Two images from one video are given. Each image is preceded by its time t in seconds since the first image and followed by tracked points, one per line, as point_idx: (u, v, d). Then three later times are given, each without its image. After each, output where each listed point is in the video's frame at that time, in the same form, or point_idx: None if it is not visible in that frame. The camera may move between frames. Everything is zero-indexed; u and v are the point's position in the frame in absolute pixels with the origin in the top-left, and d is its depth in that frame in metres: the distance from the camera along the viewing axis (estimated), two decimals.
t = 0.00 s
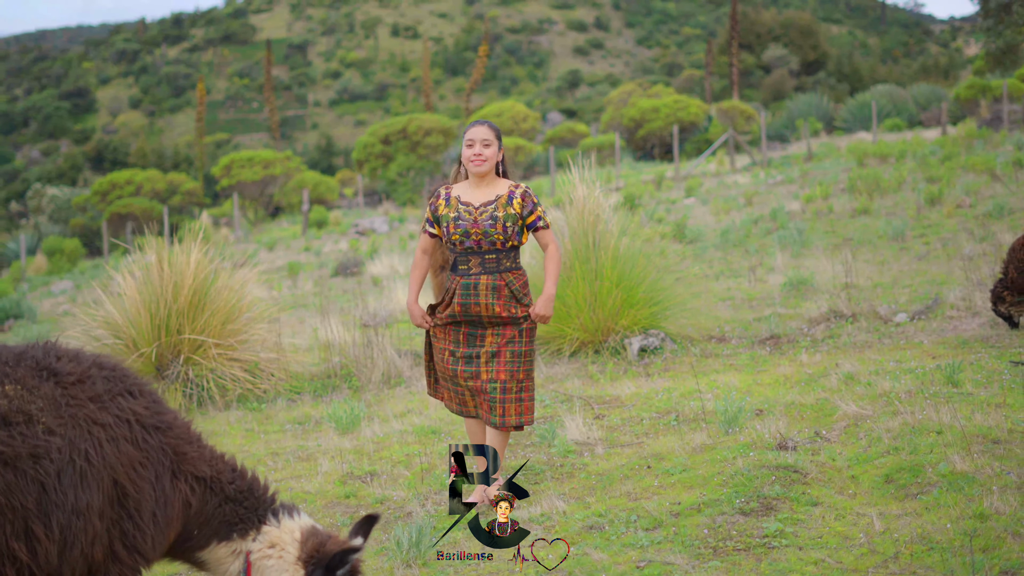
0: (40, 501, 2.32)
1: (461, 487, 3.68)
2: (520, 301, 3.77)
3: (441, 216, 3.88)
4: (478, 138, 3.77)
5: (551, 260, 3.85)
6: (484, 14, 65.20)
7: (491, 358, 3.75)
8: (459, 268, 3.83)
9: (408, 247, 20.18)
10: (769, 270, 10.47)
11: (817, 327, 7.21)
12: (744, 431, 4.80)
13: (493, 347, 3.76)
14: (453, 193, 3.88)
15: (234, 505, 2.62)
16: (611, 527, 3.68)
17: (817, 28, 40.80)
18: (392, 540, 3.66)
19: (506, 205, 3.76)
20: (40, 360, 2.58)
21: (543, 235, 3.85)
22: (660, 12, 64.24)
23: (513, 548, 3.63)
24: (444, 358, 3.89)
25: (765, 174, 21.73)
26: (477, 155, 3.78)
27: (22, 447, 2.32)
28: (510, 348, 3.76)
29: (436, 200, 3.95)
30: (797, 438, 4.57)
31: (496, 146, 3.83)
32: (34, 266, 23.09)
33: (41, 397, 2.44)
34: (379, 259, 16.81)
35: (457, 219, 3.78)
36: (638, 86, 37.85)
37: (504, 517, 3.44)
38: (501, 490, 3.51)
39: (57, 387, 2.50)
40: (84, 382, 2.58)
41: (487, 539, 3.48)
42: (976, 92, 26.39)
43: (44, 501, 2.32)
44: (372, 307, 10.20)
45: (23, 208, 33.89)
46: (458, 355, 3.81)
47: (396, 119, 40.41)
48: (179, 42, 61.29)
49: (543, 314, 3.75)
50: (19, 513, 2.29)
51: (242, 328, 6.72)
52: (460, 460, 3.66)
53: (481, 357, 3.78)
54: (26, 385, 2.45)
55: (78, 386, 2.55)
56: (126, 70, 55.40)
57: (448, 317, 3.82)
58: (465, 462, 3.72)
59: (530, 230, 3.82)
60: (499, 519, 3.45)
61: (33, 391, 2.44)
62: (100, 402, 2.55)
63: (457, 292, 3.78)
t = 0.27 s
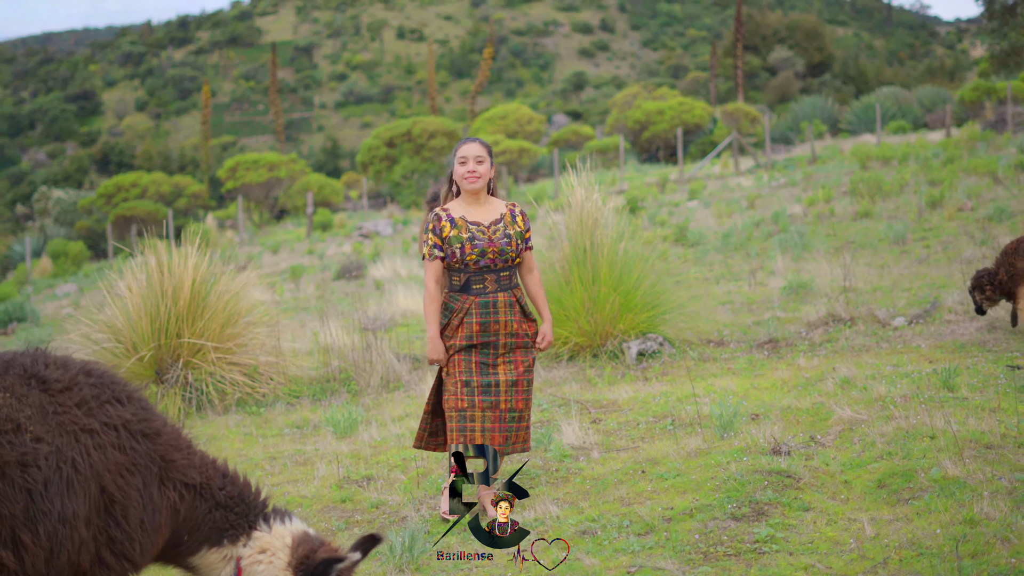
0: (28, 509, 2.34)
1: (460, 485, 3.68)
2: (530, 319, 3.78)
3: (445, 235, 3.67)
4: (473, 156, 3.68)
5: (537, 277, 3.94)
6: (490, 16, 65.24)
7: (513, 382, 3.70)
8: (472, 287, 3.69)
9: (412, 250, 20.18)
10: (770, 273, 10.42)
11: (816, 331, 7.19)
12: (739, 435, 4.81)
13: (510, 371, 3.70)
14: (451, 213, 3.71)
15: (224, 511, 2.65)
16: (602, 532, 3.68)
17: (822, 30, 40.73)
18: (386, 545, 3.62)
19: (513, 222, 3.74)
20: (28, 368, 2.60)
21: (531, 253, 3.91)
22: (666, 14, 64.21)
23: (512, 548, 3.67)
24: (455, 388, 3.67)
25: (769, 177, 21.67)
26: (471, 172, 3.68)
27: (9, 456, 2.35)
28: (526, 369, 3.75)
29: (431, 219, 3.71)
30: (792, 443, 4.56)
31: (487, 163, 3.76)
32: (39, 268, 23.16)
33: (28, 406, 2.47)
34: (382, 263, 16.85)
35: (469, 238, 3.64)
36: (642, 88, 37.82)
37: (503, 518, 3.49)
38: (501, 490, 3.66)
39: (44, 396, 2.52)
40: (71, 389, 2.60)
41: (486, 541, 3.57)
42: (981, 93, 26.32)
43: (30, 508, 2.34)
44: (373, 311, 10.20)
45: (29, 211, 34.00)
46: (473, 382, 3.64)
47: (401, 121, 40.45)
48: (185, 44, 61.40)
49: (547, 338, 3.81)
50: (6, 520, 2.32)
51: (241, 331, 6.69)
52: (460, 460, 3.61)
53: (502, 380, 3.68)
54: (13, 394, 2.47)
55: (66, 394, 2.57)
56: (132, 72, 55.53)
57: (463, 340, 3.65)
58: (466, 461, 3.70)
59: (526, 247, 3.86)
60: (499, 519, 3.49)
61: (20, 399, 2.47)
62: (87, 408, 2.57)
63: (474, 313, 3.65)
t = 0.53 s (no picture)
0: (19, 517, 2.37)
1: (460, 486, 3.76)
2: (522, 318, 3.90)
3: (462, 227, 3.60)
4: (471, 154, 3.60)
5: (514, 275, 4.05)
6: (497, 17, 65.26)
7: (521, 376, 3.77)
8: (488, 282, 3.67)
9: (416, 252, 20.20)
10: (772, 277, 10.38)
11: (815, 336, 7.17)
12: (735, 441, 4.82)
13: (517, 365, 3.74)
14: (462, 206, 3.64)
15: (216, 519, 2.67)
16: (596, 539, 3.68)
17: (830, 31, 40.61)
18: (380, 552, 3.60)
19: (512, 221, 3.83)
20: (21, 378, 2.65)
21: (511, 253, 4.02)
22: (673, 15, 64.13)
23: (514, 545, 3.73)
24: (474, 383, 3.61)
25: (773, 179, 21.60)
26: (470, 171, 3.60)
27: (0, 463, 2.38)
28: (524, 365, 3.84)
29: (443, 211, 3.59)
30: (787, 448, 4.58)
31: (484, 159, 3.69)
32: (45, 270, 23.26)
33: (19, 413, 2.50)
34: (386, 266, 16.88)
35: (488, 231, 3.63)
36: (648, 90, 37.80)
37: (504, 517, 3.59)
38: (501, 491, 3.68)
39: (37, 404, 2.56)
40: (63, 398, 2.64)
41: (484, 543, 3.69)
42: (987, 95, 26.22)
43: (22, 516, 2.37)
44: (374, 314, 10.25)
45: (37, 212, 34.18)
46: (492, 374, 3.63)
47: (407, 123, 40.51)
48: (192, 46, 61.61)
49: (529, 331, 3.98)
50: None
51: (243, 335, 6.69)
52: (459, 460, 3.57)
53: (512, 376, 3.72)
54: (5, 403, 2.51)
55: (59, 402, 2.61)
56: (140, 74, 55.76)
57: (483, 334, 3.60)
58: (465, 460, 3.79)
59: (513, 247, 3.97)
60: (499, 520, 3.59)
61: (12, 408, 2.50)
62: (79, 416, 2.61)
63: (490, 307, 3.64)
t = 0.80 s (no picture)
0: (13, 524, 2.41)
1: (462, 486, 3.61)
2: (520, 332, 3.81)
3: (450, 247, 3.57)
4: (468, 173, 3.57)
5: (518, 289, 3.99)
6: (505, 19, 65.32)
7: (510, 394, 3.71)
8: (476, 301, 3.62)
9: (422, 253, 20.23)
10: (775, 279, 10.35)
11: (816, 339, 7.16)
12: (734, 445, 4.82)
13: (509, 385, 3.67)
14: (452, 225, 3.61)
15: (212, 527, 2.69)
16: (592, 545, 3.69)
17: (837, 32, 40.47)
18: (378, 559, 3.59)
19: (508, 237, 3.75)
20: (17, 387, 2.69)
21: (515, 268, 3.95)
22: (681, 16, 64.04)
23: (514, 548, 3.77)
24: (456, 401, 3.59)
25: (779, 180, 21.50)
26: (465, 191, 3.58)
27: None
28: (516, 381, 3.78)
29: (431, 230, 3.56)
30: (785, 454, 4.58)
31: (481, 178, 3.65)
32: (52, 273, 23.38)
33: (15, 423, 2.54)
34: (391, 268, 16.93)
35: (477, 251, 3.58)
36: (655, 91, 37.76)
37: (504, 516, 3.53)
38: (501, 491, 3.58)
39: (32, 414, 2.60)
40: (58, 407, 2.68)
41: (485, 542, 3.69)
42: (995, 96, 26.09)
43: (13, 523, 2.40)
44: (378, 317, 10.28)
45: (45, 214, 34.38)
46: (481, 391, 3.56)
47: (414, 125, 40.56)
48: (200, 48, 61.88)
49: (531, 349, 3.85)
50: None
51: (245, 340, 6.72)
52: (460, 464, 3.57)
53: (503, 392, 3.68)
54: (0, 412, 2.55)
55: (53, 411, 2.65)
56: (148, 76, 56.05)
57: (469, 354, 3.58)
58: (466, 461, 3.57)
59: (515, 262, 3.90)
60: (500, 519, 3.53)
61: (8, 416, 2.55)
62: (74, 425, 2.66)
63: (478, 327, 3.59)
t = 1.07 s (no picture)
0: (6, 527, 2.44)
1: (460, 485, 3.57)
2: (503, 337, 3.57)
3: (421, 247, 3.51)
4: (457, 171, 3.51)
5: (522, 295, 3.72)
6: (509, 19, 65.36)
7: (481, 397, 3.52)
8: (445, 302, 3.48)
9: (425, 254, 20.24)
10: (775, 282, 10.32)
11: (814, 342, 7.14)
12: (729, 449, 4.83)
13: (477, 391, 3.51)
14: (431, 224, 3.54)
15: (204, 530, 2.70)
16: (585, 548, 3.68)
17: (842, 33, 40.39)
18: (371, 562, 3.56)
19: (492, 239, 3.54)
20: (10, 392, 2.71)
21: (516, 275, 3.69)
22: (686, 16, 64.01)
23: (512, 549, 3.76)
24: (419, 402, 3.51)
25: (781, 181, 21.45)
26: (454, 189, 3.51)
27: None
28: (496, 388, 3.56)
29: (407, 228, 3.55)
30: (780, 457, 4.58)
31: (473, 178, 3.56)
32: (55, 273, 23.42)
33: (7, 427, 2.57)
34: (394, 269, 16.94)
35: (445, 251, 3.47)
36: (659, 93, 37.76)
37: (504, 516, 3.46)
38: (502, 491, 3.51)
39: (25, 418, 2.63)
40: (51, 411, 2.71)
41: (485, 539, 3.63)
42: (999, 97, 26.03)
43: (6, 529, 2.43)
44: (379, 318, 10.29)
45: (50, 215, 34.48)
46: (438, 396, 3.48)
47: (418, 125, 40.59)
48: (205, 48, 62.02)
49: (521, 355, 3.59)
50: None
51: (244, 343, 6.73)
52: (461, 461, 3.52)
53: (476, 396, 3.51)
54: None
55: (46, 415, 2.68)
56: (153, 77, 56.19)
57: (432, 354, 3.46)
58: (466, 461, 3.54)
59: (510, 266, 3.63)
60: (499, 519, 3.46)
61: None
62: (67, 430, 2.68)
63: (442, 329, 3.46)
